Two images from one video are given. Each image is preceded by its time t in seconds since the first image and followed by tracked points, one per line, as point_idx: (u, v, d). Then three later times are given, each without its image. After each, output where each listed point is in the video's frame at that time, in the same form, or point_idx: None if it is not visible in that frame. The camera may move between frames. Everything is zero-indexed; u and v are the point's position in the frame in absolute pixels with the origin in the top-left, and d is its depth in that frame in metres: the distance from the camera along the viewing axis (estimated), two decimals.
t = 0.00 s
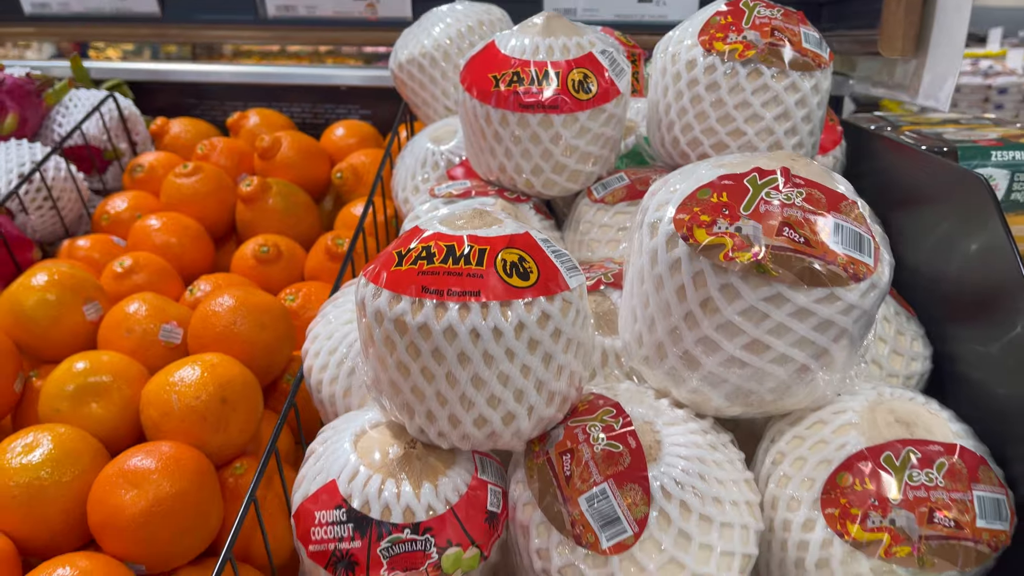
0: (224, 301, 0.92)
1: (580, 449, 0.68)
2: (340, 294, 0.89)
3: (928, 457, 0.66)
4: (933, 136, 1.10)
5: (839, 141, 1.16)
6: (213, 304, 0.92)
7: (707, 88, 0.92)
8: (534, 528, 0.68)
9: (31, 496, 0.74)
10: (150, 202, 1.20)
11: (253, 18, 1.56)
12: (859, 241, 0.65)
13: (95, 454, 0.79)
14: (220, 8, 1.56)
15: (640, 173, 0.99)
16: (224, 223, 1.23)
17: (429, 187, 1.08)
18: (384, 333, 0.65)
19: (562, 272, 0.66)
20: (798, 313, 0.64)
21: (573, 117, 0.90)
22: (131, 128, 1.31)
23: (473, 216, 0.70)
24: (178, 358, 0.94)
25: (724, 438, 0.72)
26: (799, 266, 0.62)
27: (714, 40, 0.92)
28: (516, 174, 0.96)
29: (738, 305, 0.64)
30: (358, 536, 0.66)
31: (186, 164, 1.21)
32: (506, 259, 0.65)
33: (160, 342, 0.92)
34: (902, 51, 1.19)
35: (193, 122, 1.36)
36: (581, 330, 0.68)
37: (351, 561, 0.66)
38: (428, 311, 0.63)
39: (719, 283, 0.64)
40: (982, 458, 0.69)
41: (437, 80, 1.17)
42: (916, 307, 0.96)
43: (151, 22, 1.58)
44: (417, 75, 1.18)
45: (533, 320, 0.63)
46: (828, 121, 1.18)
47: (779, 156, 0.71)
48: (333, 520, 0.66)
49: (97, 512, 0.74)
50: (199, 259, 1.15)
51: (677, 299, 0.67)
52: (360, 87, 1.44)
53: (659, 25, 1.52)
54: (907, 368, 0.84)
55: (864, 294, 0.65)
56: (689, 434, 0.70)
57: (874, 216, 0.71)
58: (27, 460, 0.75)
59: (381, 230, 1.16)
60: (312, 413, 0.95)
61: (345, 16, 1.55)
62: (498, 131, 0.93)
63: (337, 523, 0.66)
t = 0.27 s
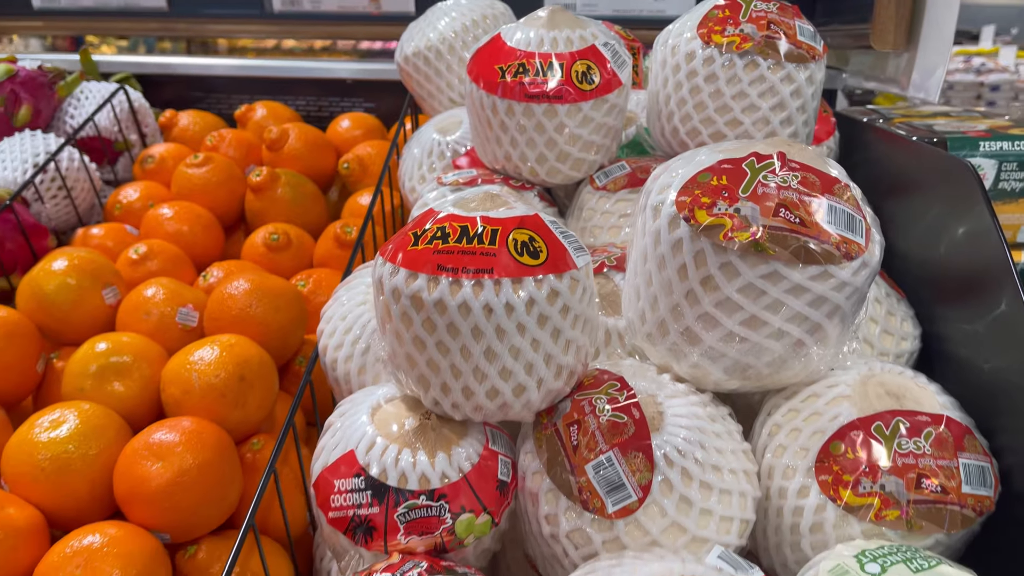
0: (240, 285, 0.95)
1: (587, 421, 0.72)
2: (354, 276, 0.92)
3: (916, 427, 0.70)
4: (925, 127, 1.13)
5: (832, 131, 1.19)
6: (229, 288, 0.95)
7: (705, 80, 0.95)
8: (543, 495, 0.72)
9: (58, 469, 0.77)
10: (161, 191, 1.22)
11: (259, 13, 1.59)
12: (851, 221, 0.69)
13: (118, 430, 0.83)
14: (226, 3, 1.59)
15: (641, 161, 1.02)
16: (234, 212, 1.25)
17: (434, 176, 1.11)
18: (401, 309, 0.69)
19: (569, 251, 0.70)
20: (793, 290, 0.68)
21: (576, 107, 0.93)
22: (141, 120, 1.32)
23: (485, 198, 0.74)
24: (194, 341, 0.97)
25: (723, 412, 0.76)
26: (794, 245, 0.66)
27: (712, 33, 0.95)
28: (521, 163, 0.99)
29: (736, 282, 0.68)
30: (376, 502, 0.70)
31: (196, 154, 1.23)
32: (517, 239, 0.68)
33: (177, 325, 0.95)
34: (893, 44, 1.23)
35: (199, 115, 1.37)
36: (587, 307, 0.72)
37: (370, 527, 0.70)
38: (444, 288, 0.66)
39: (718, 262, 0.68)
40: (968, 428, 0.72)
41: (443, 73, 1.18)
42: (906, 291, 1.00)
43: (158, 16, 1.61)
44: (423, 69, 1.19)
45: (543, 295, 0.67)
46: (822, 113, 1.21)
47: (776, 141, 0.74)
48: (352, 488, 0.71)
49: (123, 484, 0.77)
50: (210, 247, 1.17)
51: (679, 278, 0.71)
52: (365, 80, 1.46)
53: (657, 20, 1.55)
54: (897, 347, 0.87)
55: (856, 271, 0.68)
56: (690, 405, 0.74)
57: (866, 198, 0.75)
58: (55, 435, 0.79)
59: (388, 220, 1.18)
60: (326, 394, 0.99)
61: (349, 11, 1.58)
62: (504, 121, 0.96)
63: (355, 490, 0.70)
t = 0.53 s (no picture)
0: (260, 268, 0.98)
1: (602, 395, 0.75)
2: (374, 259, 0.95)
3: (920, 400, 0.72)
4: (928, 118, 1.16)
5: (837, 121, 1.21)
6: (249, 272, 0.98)
7: (714, 69, 0.97)
8: (560, 467, 0.75)
9: (90, 443, 0.80)
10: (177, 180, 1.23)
11: (271, 6, 1.61)
12: (857, 203, 0.71)
13: (146, 406, 0.86)
14: None
15: (650, 149, 1.04)
16: (250, 200, 1.26)
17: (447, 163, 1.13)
18: (424, 287, 0.72)
19: (585, 231, 0.73)
20: (802, 268, 0.70)
21: (588, 95, 0.95)
22: (157, 110, 1.33)
23: (505, 180, 0.77)
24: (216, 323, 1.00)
25: (733, 388, 0.79)
26: (803, 224, 0.69)
27: (721, 23, 0.97)
28: (534, 150, 1.01)
29: (747, 261, 0.71)
30: (400, 472, 0.73)
31: (212, 143, 1.25)
32: (536, 219, 0.71)
33: (200, 307, 0.98)
34: (896, 37, 1.26)
35: (213, 105, 1.38)
36: (602, 285, 0.74)
37: (394, 496, 0.73)
38: (466, 266, 0.69)
39: (730, 241, 0.70)
40: (969, 403, 0.75)
41: (456, 64, 1.20)
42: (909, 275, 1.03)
43: (171, 9, 1.63)
44: (436, 60, 1.21)
45: (561, 273, 0.70)
46: (827, 103, 1.23)
47: (784, 126, 0.77)
48: (377, 458, 0.74)
49: (153, 457, 0.80)
50: (227, 234, 1.18)
51: (691, 258, 0.74)
52: (377, 72, 1.48)
53: (663, 13, 1.57)
54: (901, 328, 0.90)
55: (862, 251, 0.71)
56: (701, 380, 0.77)
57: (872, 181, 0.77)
58: (86, 411, 0.82)
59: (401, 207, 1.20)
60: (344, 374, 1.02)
61: (360, 4, 1.60)
62: (518, 109, 0.98)
63: (380, 461, 0.74)
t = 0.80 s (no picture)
0: (290, 255, 0.99)
1: (631, 375, 0.76)
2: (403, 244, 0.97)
3: (944, 381, 0.74)
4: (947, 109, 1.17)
5: (856, 112, 1.22)
6: (279, 258, 1.00)
7: (737, 59, 0.98)
8: (589, 446, 0.77)
9: (129, 422, 0.82)
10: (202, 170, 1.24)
11: None
12: (883, 188, 0.73)
13: (181, 387, 0.87)
14: None
15: (673, 138, 1.05)
16: (273, 189, 1.27)
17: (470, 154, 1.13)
18: (458, 269, 0.74)
19: (615, 215, 0.75)
20: (829, 252, 0.72)
21: (613, 85, 0.97)
22: (182, 101, 1.33)
23: (536, 165, 0.78)
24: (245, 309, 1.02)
25: (759, 370, 0.80)
26: (830, 208, 0.70)
27: (744, 14, 0.98)
28: (558, 139, 1.03)
29: (775, 244, 0.72)
30: (433, 450, 0.75)
31: (237, 134, 1.26)
32: (568, 203, 0.73)
33: (230, 293, 1.00)
34: (915, 29, 1.27)
35: (236, 97, 1.38)
36: (631, 269, 0.76)
37: (427, 473, 0.75)
38: (500, 249, 0.71)
39: (758, 225, 0.72)
40: (992, 385, 0.76)
41: (479, 55, 1.21)
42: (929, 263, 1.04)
43: (193, 2, 1.64)
44: (458, 52, 1.22)
45: (593, 255, 0.72)
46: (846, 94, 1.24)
47: (811, 113, 0.78)
48: (411, 437, 0.76)
49: (190, 436, 0.82)
50: (251, 223, 1.20)
51: (719, 242, 0.75)
52: (398, 65, 1.49)
53: (681, 7, 1.58)
54: (921, 314, 0.91)
55: (888, 235, 0.72)
56: (727, 361, 0.79)
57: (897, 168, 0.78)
58: (124, 391, 0.84)
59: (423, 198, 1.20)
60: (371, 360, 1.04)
61: None
62: (543, 98, 1.00)
63: (414, 439, 0.76)
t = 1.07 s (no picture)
0: (323, 246, 1.01)
1: (666, 364, 0.77)
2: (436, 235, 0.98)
3: (977, 372, 0.74)
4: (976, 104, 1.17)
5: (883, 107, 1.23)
6: (312, 250, 1.01)
7: (767, 53, 0.99)
8: (623, 434, 0.78)
9: (170, 408, 0.84)
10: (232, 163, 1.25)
11: None
12: (919, 179, 0.73)
13: (219, 375, 0.89)
14: None
15: (702, 132, 1.06)
16: (301, 182, 1.28)
17: (498, 147, 1.14)
18: (497, 258, 0.75)
19: (652, 206, 0.76)
20: (864, 243, 0.72)
21: (643, 78, 0.98)
22: (211, 95, 1.35)
23: (573, 157, 0.79)
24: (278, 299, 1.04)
25: (791, 361, 0.81)
26: (866, 199, 0.71)
27: (774, 8, 0.98)
28: (588, 132, 1.04)
29: (811, 235, 0.73)
30: (471, 436, 0.76)
31: (267, 127, 1.28)
32: (606, 193, 0.74)
33: (264, 283, 1.02)
34: (943, 23, 1.27)
35: (263, 91, 1.39)
36: (667, 259, 0.77)
37: (465, 459, 0.77)
38: (539, 238, 0.72)
39: (794, 216, 0.73)
40: None
41: (506, 49, 1.22)
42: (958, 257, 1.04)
43: None
44: (486, 46, 1.22)
45: (630, 245, 0.73)
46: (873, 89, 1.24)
47: (846, 106, 0.79)
48: (448, 423, 0.77)
49: (230, 422, 0.84)
50: (281, 216, 1.21)
51: (754, 233, 0.76)
52: (423, 60, 1.50)
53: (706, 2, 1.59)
54: (952, 307, 0.92)
55: (923, 226, 0.73)
56: (762, 351, 0.80)
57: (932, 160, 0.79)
58: (165, 378, 0.85)
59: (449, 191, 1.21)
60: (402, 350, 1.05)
61: None
62: (573, 92, 1.00)
63: (452, 425, 0.77)
